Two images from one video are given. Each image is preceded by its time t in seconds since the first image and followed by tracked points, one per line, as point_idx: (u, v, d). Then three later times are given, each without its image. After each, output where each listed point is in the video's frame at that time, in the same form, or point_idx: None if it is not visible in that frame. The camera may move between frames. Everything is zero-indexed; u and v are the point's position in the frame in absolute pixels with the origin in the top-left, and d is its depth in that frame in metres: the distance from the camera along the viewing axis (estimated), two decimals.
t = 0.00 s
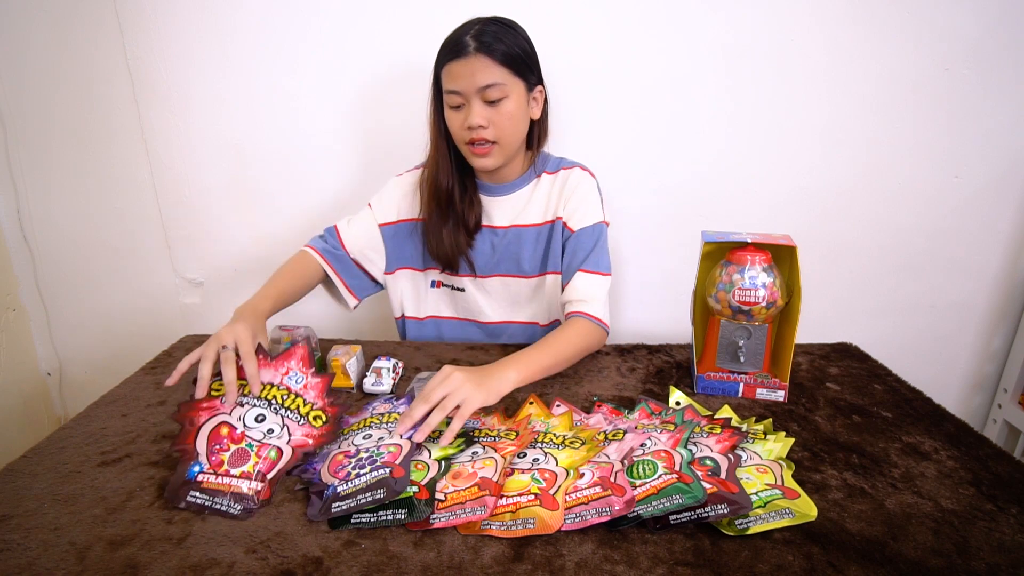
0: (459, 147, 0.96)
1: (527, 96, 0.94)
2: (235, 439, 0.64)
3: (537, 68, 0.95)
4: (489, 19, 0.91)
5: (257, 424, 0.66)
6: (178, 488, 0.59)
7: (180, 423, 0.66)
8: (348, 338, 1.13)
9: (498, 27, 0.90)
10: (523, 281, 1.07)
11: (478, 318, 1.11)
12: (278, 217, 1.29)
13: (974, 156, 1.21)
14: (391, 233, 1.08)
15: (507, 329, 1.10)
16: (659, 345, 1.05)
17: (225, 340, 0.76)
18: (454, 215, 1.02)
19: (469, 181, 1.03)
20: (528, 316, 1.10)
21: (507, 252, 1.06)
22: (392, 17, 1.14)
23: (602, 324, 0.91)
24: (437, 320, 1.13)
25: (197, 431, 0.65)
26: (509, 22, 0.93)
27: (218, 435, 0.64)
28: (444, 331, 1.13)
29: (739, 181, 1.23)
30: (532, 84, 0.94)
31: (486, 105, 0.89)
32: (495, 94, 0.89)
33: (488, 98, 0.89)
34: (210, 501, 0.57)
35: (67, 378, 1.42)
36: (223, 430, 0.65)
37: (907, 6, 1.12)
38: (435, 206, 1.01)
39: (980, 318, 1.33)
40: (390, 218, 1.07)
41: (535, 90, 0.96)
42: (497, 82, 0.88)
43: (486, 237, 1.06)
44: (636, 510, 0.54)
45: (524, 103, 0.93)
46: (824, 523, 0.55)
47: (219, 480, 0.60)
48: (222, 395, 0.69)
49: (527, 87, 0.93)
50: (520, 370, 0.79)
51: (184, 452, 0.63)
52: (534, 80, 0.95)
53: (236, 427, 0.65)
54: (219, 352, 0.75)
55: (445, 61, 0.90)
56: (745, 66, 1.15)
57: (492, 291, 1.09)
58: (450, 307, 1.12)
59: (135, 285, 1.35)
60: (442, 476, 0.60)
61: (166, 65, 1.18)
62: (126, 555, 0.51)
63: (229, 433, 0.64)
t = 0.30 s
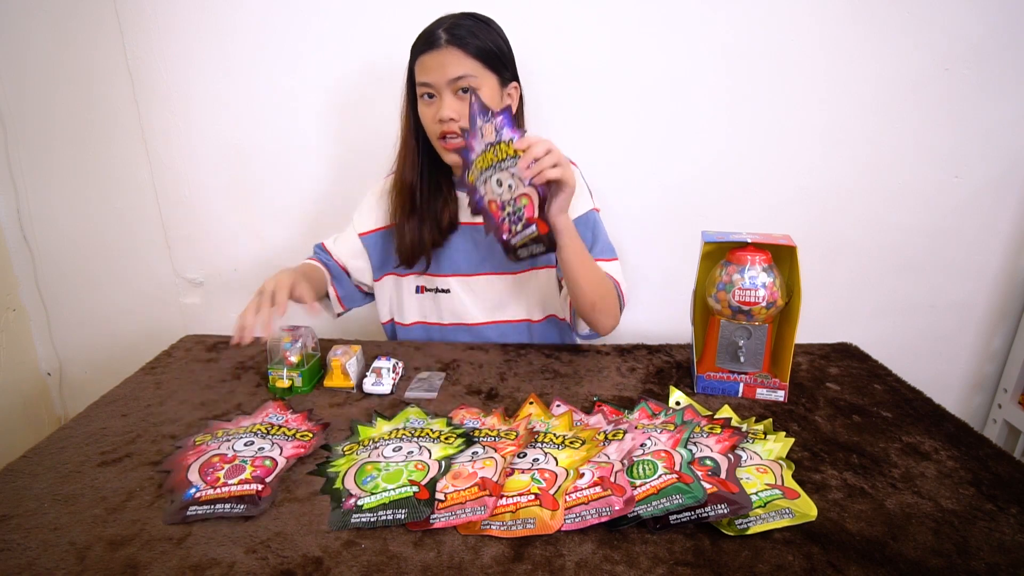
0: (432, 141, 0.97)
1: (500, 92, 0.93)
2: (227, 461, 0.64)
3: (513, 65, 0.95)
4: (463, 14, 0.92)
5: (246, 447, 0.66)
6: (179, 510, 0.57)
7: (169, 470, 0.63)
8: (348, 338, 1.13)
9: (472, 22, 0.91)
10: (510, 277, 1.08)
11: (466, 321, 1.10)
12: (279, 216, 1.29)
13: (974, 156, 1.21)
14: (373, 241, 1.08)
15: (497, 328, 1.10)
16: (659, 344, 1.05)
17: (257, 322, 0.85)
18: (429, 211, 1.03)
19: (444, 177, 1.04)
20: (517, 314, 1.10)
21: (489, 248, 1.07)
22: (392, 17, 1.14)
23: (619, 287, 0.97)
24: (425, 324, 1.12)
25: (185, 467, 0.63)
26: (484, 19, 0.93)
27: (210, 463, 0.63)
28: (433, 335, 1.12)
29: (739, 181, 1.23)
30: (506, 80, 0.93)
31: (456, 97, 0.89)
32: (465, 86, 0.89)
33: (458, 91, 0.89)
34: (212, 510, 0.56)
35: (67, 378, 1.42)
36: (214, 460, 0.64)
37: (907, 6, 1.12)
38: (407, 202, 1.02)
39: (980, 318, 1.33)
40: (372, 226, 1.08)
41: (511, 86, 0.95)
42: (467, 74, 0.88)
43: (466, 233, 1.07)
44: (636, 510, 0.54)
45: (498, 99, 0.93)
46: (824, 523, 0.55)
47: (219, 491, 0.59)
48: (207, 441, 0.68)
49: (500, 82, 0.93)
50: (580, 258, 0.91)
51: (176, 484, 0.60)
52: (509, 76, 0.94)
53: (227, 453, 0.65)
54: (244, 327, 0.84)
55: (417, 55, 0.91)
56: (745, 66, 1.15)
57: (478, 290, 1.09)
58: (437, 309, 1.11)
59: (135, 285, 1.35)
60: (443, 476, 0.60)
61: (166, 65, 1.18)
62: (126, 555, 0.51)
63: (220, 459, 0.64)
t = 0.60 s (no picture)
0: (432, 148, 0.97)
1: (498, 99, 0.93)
2: (227, 461, 0.64)
3: (511, 69, 0.94)
4: (458, 20, 0.91)
5: (247, 447, 0.66)
6: (179, 509, 0.57)
7: (169, 469, 0.63)
8: (348, 338, 1.13)
9: (469, 29, 0.90)
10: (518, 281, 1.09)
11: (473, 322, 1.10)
12: (279, 215, 1.29)
13: (974, 156, 1.21)
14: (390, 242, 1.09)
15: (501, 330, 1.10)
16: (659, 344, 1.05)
17: (442, 227, 0.87)
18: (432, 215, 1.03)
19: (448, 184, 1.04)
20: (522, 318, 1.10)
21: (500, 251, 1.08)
22: (392, 17, 1.14)
23: (614, 296, 0.99)
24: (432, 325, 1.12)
25: (186, 467, 0.63)
26: (481, 24, 0.92)
27: (210, 463, 0.63)
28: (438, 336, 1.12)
29: (739, 181, 1.23)
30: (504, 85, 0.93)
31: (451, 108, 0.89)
32: (460, 96, 0.89)
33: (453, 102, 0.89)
34: (212, 510, 0.56)
35: (67, 378, 1.42)
36: (214, 460, 0.64)
37: (907, 6, 1.12)
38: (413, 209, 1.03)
39: (980, 318, 1.33)
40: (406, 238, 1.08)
41: (510, 90, 0.95)
42: (463, 86, 0.88)
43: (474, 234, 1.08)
44: (636, 510, 0.54)
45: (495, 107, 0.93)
46: (824, 523, 0.55)
47: (220, 491, 0.59)
48: (207, 440, 0.68)
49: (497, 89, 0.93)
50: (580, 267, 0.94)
51: (176, 483, 0.60)
52: (508, 81, 0.94)
53: (227, 453, 0.65)
54: (449, 225, 0.87)
55: (414, 64, 0.91)
56: (745, 66, 1.15)
57: (487, 293, 1.09)
58: (444, 311, 1.11)
59: (136, 285, 1.35)
60: (442, 476, 0.60)
61: (166, 65, 1.18)
62: (126, 555, 0.51)
63: (220, 459, 0.64)
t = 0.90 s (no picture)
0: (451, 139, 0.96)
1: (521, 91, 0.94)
2: (227, 461, 0.64)
3: (531, 62, 0.95)
4: (482, 11, 0.91)
5: (246, 447, 0.66)
6: (177, 509, 0.57)
7: (168, 469, 0.63)
8: (348, 337, 1.13)
9: (491, 21, 0.90)
10: (521, 272, 1.07)
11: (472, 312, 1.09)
12: (279, 215, 1.29)
13: (974, 156, 1.21)
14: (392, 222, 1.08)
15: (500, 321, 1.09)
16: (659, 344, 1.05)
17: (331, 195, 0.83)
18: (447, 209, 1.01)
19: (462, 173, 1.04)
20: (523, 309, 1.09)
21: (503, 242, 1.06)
22: (392, 17, 1.14)
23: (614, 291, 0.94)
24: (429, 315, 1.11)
25: (185, 467, 0.63)
26: (501, 15, 0.92)
27: (210, 463, 0.63)
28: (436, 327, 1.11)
29: (739, 181, 1.23)
30: (525, 79, 0.94)
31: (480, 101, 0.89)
32: (488, 89, 0.89)
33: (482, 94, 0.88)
34: (212, 510, 0.56)
35: (67, 378, 1.42)
36: (214, 460, 0.64)
37: (907, 6, 1.12)
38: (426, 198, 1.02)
39: (980, 318, 1.33)
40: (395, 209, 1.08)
41: (529, 83, 0.96)
42: (491, 78, 0.88)
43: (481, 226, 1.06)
44: (636, 510, 0.54)
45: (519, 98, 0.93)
46: (824, 523, 0.55)
47: (220, 491, 0.59)
48: (207, 440, 0.68)
49: (520, 82, 0.93)
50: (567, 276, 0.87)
51: (176, 483, 0.60)
52: (528, 74, 0.95)
53: (227, 453, 0.65)
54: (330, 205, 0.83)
55: (438, 55, 0.89)
56: (745, 66, 1.15)
57: (488, 284, 1.08)
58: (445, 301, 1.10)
59: (136, 284, 1.35)
60: (442, 476, 0.60)
61: (166, 65, 1.18)
62: (126, 555, 0.51)
63: (220, 459, 0.64)
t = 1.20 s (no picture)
0: (455, 138, 0.96)
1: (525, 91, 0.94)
2: (228, 461, 0.64)
3: (537, 63, 0.95)
4: (488, 11, 0.92)
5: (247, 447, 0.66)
6: (176, 509, 0.57)
7: (168, 469, 0.63)
8: (348, 338, 1.13)
9: (499, 20, 0.90)
10: (521, 276, 1.07)
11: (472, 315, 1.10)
12: (278, 215, 1.29)
13: (974, 156, 1.21)
14: (396, 228, 1.06)
15: (501, 324, 1.10)
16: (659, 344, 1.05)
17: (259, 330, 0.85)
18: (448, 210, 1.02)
19: (464, 173, 1.03)
20: (523, 313, 1.09)
21: (503, 246, 1.06)
22: (392, 17, 1.14)
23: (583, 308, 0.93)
24: (427, 319, 1.11)
25: (186, 467, 0.63)
26: (509, 16, 0.93)
27: (210, 463, 0.63)
28: (435, 331, 1.11)
29: (739, 181, 1.23)
30: (530, 79, 0.94)
31: (485, 99, 0.89)
32: (496, 87, 0.89)
33: (488, 92, 0.89)
34: (212, 510, 0.56)
35: (67, 379, 1.42)
36: (214, 460, 0.64)
37: (907, 6, 1.12)
38: (429, 198, 1.01)
39: (980, 318, 1.33)
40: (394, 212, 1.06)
41: (534, 85, 0.96)
42: (498, 76, 0.89)
43: (480, 231, 1.06)
44: (636, 509, 0.54)
45: (524, 98, 0.94)
46: (824, 523, 0.55)
47: (219, 491, 0.59)
48: (207, 441, 0.68)
49: (525, 82, 0.94)
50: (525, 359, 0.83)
51: (176, 483, 0.60)
52: (533, 75, 0.95)
53: (228, 453, 0.65)
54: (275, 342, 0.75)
55: (445, 52, 0.90)
56: (745, 66, 1.15)
57: (489, 287, 1.08)
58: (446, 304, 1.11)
59: (136, 284, 1.35)
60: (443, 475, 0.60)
61: (166, 65, 1.18)
62: (126, 555, 0.51)
63: (221, 459, 0.64)
